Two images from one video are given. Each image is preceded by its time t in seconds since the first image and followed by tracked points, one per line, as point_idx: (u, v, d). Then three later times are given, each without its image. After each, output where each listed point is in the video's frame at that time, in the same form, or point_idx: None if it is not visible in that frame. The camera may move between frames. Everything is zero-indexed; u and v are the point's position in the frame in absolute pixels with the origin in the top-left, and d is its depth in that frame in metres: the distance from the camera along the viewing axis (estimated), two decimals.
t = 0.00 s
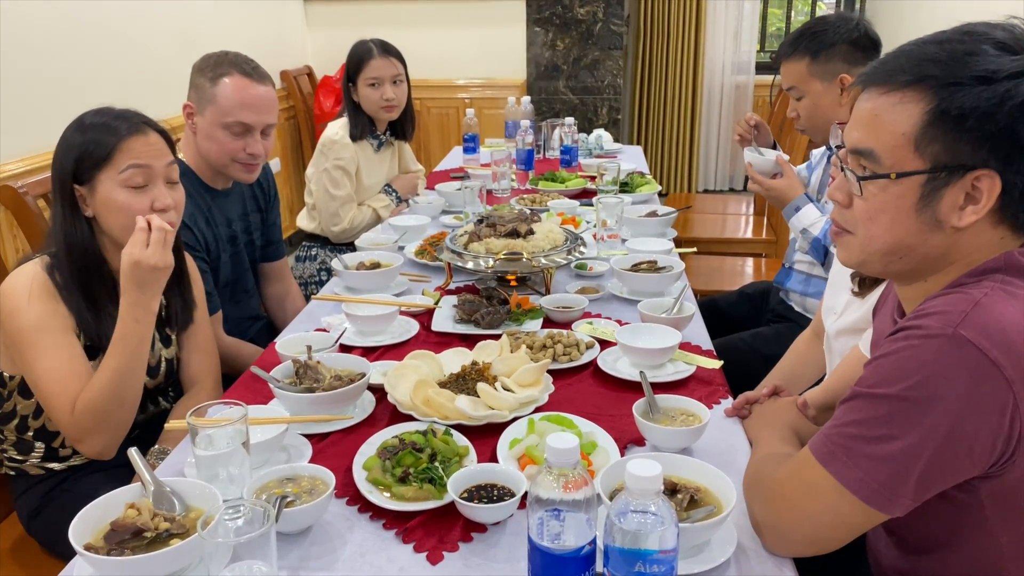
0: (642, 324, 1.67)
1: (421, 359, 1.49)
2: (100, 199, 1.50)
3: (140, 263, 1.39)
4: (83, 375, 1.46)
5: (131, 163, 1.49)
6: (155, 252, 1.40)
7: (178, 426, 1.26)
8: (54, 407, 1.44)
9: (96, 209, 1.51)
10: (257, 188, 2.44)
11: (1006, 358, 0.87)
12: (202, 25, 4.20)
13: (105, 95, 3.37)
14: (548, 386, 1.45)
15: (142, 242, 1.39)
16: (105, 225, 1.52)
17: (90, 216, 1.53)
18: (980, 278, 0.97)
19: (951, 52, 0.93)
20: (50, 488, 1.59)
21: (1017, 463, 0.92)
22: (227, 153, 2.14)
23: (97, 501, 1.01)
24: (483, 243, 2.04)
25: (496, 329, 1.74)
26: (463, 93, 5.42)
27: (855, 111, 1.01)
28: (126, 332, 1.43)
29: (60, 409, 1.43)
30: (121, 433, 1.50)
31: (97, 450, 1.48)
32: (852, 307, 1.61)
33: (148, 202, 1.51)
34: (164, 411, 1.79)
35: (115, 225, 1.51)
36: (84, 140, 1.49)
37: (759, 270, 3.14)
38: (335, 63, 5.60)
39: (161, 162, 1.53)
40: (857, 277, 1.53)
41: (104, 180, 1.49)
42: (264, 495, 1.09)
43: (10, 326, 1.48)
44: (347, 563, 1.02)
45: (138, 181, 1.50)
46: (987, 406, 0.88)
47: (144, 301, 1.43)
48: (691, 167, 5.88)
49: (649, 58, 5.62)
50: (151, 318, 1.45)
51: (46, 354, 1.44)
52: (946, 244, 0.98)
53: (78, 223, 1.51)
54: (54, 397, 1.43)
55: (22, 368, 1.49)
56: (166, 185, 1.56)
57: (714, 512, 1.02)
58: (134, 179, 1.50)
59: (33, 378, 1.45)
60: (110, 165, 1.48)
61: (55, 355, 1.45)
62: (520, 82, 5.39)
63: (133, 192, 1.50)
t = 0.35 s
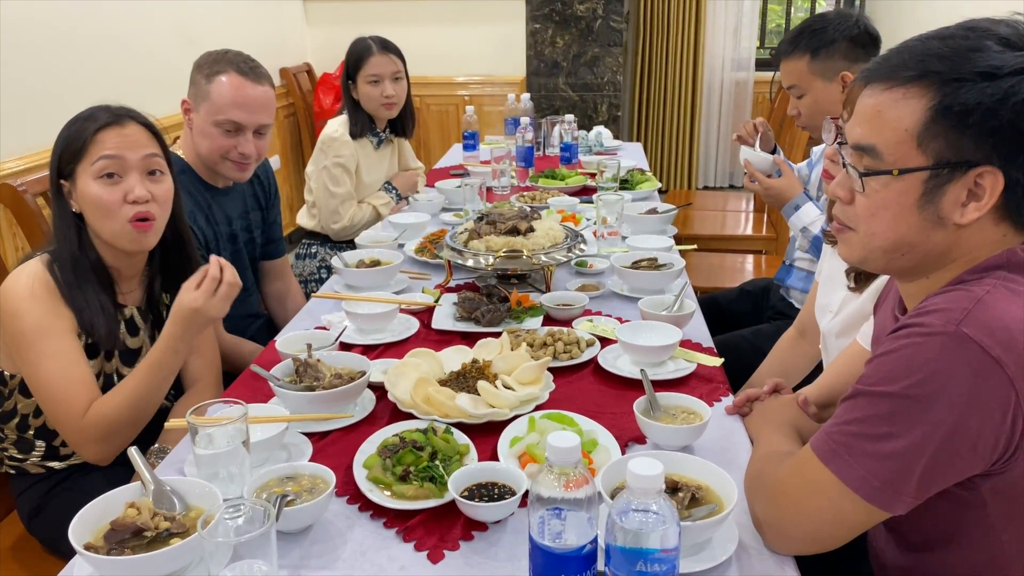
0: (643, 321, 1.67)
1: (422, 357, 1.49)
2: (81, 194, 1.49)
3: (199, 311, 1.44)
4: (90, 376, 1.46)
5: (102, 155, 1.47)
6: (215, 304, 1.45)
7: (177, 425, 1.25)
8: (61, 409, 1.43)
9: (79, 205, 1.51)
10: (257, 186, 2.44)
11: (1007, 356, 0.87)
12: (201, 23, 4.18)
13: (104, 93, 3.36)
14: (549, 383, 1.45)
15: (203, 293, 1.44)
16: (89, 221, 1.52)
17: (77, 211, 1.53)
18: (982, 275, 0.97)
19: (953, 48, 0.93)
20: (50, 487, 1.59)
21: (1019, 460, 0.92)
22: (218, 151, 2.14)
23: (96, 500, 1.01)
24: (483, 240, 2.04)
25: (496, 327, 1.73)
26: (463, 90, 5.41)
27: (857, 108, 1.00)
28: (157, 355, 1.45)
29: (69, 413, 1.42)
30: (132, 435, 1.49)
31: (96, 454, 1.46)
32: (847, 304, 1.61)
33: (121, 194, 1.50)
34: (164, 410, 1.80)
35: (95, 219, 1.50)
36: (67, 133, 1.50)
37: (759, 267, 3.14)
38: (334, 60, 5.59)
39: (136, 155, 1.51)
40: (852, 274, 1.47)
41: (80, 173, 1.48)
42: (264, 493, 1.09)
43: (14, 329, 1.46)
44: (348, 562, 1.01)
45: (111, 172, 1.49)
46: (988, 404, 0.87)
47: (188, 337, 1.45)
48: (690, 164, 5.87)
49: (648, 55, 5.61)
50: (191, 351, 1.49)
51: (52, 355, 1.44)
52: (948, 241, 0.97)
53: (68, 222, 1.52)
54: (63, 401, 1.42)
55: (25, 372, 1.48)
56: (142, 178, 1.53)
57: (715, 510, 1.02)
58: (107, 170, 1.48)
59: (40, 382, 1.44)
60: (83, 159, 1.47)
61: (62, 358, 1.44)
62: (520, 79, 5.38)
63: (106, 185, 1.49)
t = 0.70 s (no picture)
0: (642, 318, 1.67)
1: (420, 355, 1.49)
2: (81, 192, 1.49)
3: (217, 268, 1.41)
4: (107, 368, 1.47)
5: (131, 158, 1.50)
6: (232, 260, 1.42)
7: (174, 424, 1.25)
8: (83, 393, 1.43)
9: (92, 207, 1.50)
10: (254, 182, 2.43)
11: (1007, 354, 0.87)
12: (199, 19, 4.17)
13: (101, 90, 3.35)
14: (547, 381, 1.45)
15: (219, 249, 1.41)
16: (102, 221, 1.52)
17: (88, 214, 1.52)
18: (981, 272, 0.97)
19: (954, 45, 0.92)
20: (47, 486, 1.59)
21: (1018, 458, 0.92)
22: (212, 141, 2.12)
23: (93, 500, 1.01)
24: (481, 238, 2.04)
25: (495, 325, 1.73)
26: (461, 88, 5.40)
27: (857, 104, 1.00)
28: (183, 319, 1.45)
29: (93, 394, 1.42)
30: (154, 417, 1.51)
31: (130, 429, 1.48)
32: (842, 299, 1.61)
33: (149, 197, 1.52)
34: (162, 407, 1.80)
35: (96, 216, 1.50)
36: (78, 141, 1.47)
37: (758, 264, 3.14)
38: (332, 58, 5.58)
39: (160, 157, 1.55)
40: (846, 268, 1.49)
41: (103, 177, 1.48)
42: (261, 493, 1.09)
43: (16, 320, 1.47)
44: (345, 561, 1.01)
45: (139, 176, 1.51)
46: (987, 403, 0.87)
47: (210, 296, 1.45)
48: (689, 161, 5.86)
49: (647, 52, 5.60)
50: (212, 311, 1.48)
51: (65, 344, 1.44)
52: (946, 238, 0.97)
53: (76, 220, 1.50)
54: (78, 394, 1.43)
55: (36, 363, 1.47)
56: (165, 179, 1.57)
57: (713, 509, 1.02)
58: (135, 174, 1.51)
59: (56, 369, 1.44)
60: (110, 163, 1.48)
61: (76, 342, 1.45)
62: (518, 77, 5.37)
63: (135, 189, 1.51)
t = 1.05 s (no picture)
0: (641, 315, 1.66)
1: (418, 352, 1.48)
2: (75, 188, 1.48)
3: (203, 275, 1.47)
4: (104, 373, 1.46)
5: (138, 153, 1.51)
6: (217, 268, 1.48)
7: (172, 421, 1.25)
8: (74, 400, 1.43)
9: (105, 207, 1.51)
10: (252, 179, 2.42)
11: (1007, 349, 0.87)
12: (196, 16, 4.16)
13: (99, 88, 3.34)
14: (546, 378, 1.45)
15: (207, 258, 1.47)
16: (116, 220, 1.53)
17: (97, 213, 1.52)
18: (981, 268, 0.96)
19: (949, 40, 0.92)
20: (46, 484, 1.59)
21: (1018, 454, 0.92)
22: (209, 136, 2.11)
23: (90, 498, 1.01)
24: (480, 235, 2.04)
25: (493, 321, 1.72)
26: (460, 84, 5.39)
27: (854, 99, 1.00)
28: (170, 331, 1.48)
29: (82, 404, 1.42)
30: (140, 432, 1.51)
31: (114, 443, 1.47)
32: (840, 294, 1.61)
33: (161, 189, 1.54)
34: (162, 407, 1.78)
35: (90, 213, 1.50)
36: (83, 143, 1.47)
37: (757, 260, 3.13)
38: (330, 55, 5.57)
39: (165, 150, 1.56)
40: (843, 265, 1.54)
41: (114, 175, 1.49)
42: (260, 490, 1.08)
43: (14, 319, 1.45)
44: (344, 558, 1.01)
45: (149, 170, 1.53)
46: (986, 398, 0.87)
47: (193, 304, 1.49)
48: (688, 157, 5.86)
49: (645, 49, 5.59)
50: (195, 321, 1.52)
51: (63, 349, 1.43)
52: (945, 233, 0.97)
53: (83, 221, 1.49)
54: (76, 400, 1.42)
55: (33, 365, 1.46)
56: (172, 171, 1.59)
57: (712, 505, 1.01)
58: (145, 168, 1.52)
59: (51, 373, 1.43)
60: (118, 158, 1.49)
61: (73, 348, 1.44)
62: (516, 73, 5.36)
63: (145, 182, 1.52)
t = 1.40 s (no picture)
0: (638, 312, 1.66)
1: (415, 350, 1.48)
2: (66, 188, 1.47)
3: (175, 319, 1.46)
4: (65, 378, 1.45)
5: (130, 147, 1.51)
6: (190, 316, 1.48)
7: (168, 419, 1.25)
8: (25, 411, 1.42)
9: (93, 201, 1.50)
10: (247, 177, 2.41)
11: (1004, 346, 0.87)
12: (193, 14, 4.15)
13: (96, 86, 3.33)
14: (543, 375, 1.44)
15: (181, 304, 1.49)
16: (109, 216, 1.52)
17: (89, 208, 1.51)
18: (977, 266, 0.96)
19: (890, 49, 0.93)
20: (42, 483, 1.58)
21: (1016, 451, 0.92)
22: (203, 136, 2.11)
23: (85, 497, 1.00)
24: (477, 231, 2.03)
25: (491, 319, 1.72)
26: (458, 81, 5.38)
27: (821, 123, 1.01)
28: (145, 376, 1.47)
29: (30, 417, 1.41)
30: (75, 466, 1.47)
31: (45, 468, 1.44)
32: (836, 291, 1.61)
33: (152, 184, 1.54)
34: (158, 405, 1.79)
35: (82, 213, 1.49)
36: (73, 139, 1.47)
37: (755, 257, 3.13)
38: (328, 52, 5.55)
39: (157, 145, 1.56)
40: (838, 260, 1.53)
41: (105, 168, 1.48)
42: (256, 488, 1.08)
43: None
44: (341, 556, 1.01)
45: (139, 165, 1.52)
46: (984, 395, 0.87)
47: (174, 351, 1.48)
48: (687, 154, 5.85)
49: (643, 46, 5.58)
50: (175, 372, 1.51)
51: (27, 357, 1.42)
52: (938, 235, 0.96)
53: (76, 217, 1.49)
54: (41, 403, 1.41)
55: None
56: (164, 167, 1.58)
57: (708, 503, 1.02)
58: (136, 163, 1.51)
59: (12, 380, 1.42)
60: (110, 151, 1.49)
61: (36, 359, 1.42)
62: (515, 70, 5.35)
63: (137, 177, 1.52)
